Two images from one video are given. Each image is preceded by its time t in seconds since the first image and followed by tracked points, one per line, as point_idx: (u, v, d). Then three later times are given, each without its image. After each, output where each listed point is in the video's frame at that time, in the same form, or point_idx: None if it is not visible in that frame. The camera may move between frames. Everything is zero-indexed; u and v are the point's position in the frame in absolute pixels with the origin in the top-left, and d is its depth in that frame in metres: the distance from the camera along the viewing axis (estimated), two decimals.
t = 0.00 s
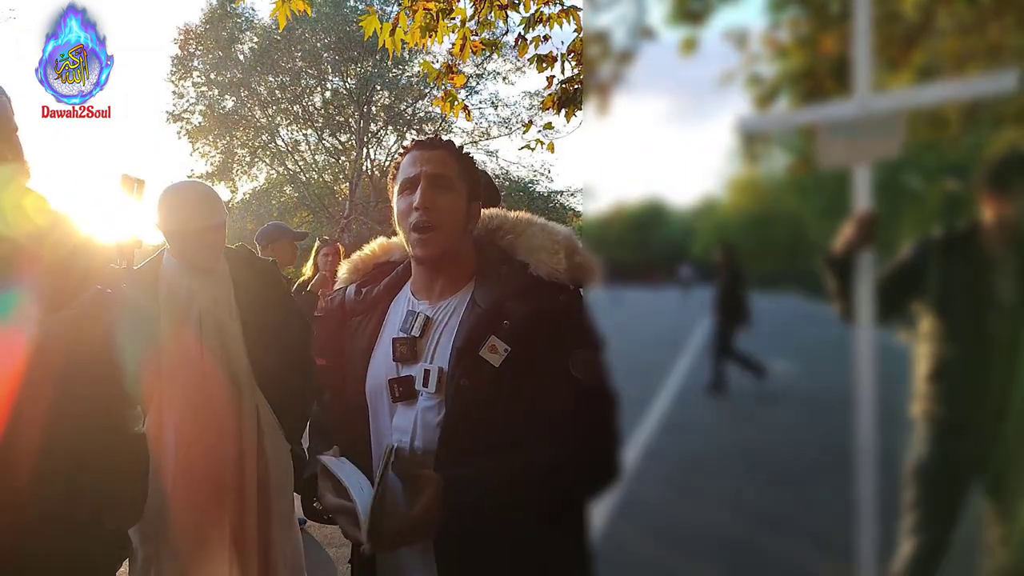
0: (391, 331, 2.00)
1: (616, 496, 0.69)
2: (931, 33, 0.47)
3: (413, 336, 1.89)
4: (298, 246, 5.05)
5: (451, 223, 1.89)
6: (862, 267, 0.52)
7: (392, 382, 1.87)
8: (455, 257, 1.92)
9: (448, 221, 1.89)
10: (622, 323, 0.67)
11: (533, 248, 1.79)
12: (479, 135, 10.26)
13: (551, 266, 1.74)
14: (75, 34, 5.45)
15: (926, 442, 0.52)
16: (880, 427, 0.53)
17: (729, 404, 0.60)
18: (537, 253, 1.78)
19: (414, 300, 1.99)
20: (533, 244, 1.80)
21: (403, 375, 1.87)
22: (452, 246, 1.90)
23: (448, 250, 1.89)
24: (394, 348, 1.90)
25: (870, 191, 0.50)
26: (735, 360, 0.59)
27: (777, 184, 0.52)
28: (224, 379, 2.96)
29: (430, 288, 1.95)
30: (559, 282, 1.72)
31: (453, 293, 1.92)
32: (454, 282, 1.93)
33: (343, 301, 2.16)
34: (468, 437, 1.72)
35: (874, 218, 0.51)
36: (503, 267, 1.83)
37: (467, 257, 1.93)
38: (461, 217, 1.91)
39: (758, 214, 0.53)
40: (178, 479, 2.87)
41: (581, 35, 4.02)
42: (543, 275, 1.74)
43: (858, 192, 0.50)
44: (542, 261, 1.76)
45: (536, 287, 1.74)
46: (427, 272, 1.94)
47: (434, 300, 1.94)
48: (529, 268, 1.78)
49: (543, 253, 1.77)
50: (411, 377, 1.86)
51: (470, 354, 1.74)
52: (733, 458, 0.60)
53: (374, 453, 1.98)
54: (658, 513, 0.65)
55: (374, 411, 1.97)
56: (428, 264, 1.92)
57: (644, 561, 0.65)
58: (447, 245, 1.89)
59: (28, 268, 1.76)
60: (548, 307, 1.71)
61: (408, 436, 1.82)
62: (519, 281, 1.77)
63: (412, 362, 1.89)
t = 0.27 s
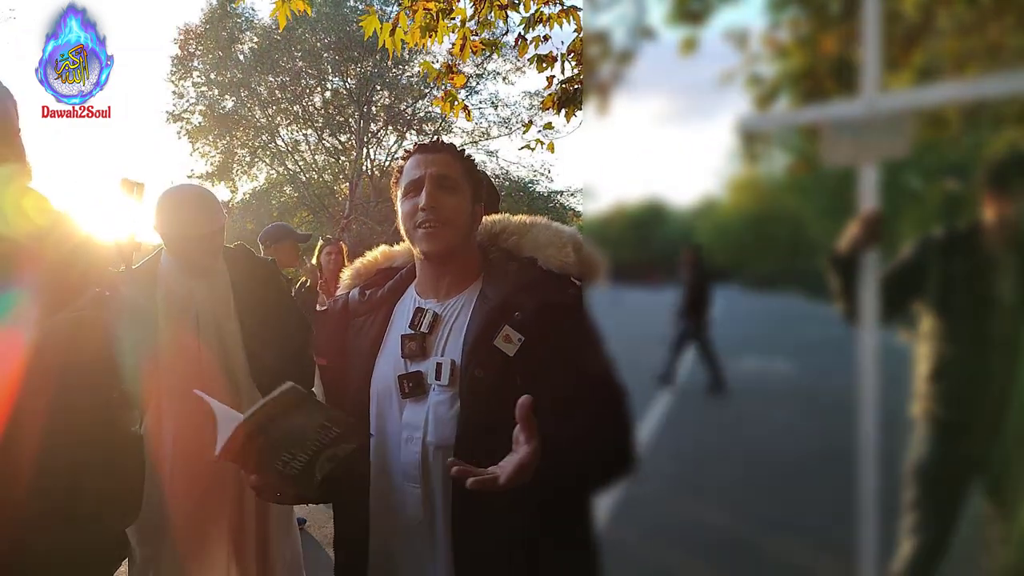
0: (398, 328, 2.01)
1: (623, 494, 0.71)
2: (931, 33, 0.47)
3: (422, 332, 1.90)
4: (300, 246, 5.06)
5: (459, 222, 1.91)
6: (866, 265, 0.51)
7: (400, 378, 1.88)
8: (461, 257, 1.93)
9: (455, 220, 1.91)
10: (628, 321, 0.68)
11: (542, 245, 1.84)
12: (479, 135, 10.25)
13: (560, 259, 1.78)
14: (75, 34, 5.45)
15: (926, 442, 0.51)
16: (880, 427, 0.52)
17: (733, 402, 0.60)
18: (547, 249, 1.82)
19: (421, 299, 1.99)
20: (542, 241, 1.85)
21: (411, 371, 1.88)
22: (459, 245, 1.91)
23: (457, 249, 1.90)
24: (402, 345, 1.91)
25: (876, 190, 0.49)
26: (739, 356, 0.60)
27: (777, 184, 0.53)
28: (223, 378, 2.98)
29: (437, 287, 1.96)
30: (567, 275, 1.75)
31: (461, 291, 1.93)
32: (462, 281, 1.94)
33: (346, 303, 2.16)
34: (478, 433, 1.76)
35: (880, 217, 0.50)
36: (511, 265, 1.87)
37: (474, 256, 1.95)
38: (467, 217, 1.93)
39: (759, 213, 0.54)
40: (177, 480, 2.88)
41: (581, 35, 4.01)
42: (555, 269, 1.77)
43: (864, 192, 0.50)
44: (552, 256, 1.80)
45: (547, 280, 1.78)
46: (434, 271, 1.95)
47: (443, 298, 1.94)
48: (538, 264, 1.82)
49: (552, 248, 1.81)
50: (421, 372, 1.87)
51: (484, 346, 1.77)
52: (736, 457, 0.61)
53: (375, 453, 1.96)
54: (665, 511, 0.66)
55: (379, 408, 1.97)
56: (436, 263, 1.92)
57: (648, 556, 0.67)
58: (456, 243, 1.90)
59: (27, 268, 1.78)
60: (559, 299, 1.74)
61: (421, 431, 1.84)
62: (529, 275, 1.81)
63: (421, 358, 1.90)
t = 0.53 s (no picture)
0: (406, 331, 2.13)
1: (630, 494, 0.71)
2: (931, 32, 0.47)
3: (430, 336, 2.03)
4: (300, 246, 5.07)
5: (461, 226, 2.05)
6: (867, 266, 0.51)
7: (410, 382, 2.00)
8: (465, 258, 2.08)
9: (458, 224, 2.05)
10: (629, 321, 0.69)
11: (547, 247, 1.97)
12: (479, 135, 10.27)
13: (568, 260, 1.92)
14: (75, 35, 5.47)
15: (927, 442, 0.50)
16: (880, 426, 0.52)
17: (732, 401, 0.61)
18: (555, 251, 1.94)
19: (427, 300, 2.13)
20: (550, 244, 1.97)
21: (421, 374, 2.01)
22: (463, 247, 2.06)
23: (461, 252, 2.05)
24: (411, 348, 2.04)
25: (876, 192, 0.49)
26: (739, 355, 0.60)
27: (777, 184, 0.53)
28: (223, 380, 2.96)
29: (443, 289, 2.10)
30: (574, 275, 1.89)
31: (465, 292, 2.07)
32: (467, 281, 2.08)
33: (349, 305, 2.26)
34: (484, 431, 1.87)
35: (881, 217, 0.50)
36: (521, 264, 1.98)
37: (477, 257, 2.10)
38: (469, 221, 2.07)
39: (760, 213, 0.54)
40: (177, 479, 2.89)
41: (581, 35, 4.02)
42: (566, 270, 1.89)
43: (865, 190, 0.49)
44: (561, 256, 1.93)
45: (551, 282, 1.90)
46: (439, 274, 2.09)
47: (448, 299, 2.09)
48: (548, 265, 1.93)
49: (559, 250, 1.95)
50: (429, 375, 2.00)
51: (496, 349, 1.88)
52: (735, 456, 0.61)
53: (383, 449, 2.10)
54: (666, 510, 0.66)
55: (388, 409, 2.08)
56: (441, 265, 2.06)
57: (650, 555, 0.67)
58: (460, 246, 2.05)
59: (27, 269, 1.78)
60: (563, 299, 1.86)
61: (431, 433, 1.98)
62: (535, 278, 1.92)
63: (429, 360, 2.03)
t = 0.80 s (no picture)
0: (410, 335, 2.12)
1: (627, 500, 0.71)
2: (931, 32, 0.46)
3: (436, 341, 2.02)
4: (301, 247, 5.07)
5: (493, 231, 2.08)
6: (872, 266, 0.51)
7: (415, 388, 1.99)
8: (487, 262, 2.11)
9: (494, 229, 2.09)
10: (627, 321, 0.69)
11: (554, 251, 1.86)
12: (479, 135, 10.26)
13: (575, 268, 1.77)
14: (75, 35, 5.47)
15: (931, 442, 0.50)
16: (882, 427, 0.52)
17: (734, 401, 0.61)
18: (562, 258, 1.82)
19: (435, 300, 2.13)
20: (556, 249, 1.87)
21: (426, 380, 1.99)
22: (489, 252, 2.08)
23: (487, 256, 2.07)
24: (416, 353, 2.02)
25: (884, 191, 0.49)
26: (739, 355, 0.60)
27: (778, 185, 0.53)
28: (223, 381, 2.97)
29: (454, 289, 2.11)
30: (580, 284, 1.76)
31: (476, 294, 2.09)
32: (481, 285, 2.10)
33: (357, 307, 2.22)
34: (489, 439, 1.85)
35: (886, 216, 0.49)
36: (525, 270, 1.92)
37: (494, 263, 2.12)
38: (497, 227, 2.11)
39: (760, 213, 0.54)
40: (176, 481, 2.89)
41: (581, 35, 4.02)
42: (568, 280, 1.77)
43: (870, 190, 0.49)
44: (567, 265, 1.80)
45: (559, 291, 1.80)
46: (455, 273, 2.09)
47: (456, 302, 2.09)
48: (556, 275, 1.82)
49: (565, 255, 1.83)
50: (434, 381, 1.98)
51: (495, 358, 1.84)
52: (735, 457, 0.61)
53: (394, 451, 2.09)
54: (666, 511, 0.66)
55: (395, 415, 2.07)
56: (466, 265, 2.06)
57: (649, 557, 0.67)
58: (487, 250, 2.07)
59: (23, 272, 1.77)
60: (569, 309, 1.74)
61: (433, 440, 1.96)
62: (543, 284, 1.83)
63: (435, 365, 2.01)
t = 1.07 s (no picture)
0: (417, 334, 2.11)
1: (632, 503, 0.71)
2: (931, 33, 0.46)
3: (444, 342, 2.01)
4: (301, 247, 5.07)
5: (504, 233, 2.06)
6: (876, 266, 0.51)
7: (423, 388, 1.97)
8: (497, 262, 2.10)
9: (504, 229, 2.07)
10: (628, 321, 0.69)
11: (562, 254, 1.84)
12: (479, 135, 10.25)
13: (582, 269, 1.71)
14: (75, 35, 5.42)
15: (930, 442, 0.50)
16: (882, 427, 0.52)
17: (734, 400, 0.61)
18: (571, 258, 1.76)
19: (443, 300, 2.13)
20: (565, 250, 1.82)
21: (433, 381, 1.98)
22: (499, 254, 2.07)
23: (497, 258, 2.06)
24: (424, 353, 2.02)
25: (887, 191, 0.49)
26: (741, 355, 0.60)
27: (777, 184, 0.53)
28: (224, 381, 2.98)
29: (462, 289, 2.10)
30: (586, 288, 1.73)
31: (484, 294, 2.08)
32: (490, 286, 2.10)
33: (362, 303, 2.22)
34: (492, 441, 1.83)
35: (889, 216, 0.49)
36: (536, 272, 1.91)
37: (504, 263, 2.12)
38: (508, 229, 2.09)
39: (760, 214, 0.54)
40: (176, 480, 2.90)
41: (581, 35, 4.02)
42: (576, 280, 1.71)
43: (873, 189, 0.49)
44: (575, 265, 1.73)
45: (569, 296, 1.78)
46: (464, 273, 2.09)
47: (464, 302, 2.09)
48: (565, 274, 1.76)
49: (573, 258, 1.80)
50: (442, 382, 1.97)
51: (505, 361, 1.82)
52: (735, 456, 0.61)
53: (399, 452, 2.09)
54: (665, 510, 0.66)
55: (399, 414, 2.06)
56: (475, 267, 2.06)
57: (647, 558, 0.67)
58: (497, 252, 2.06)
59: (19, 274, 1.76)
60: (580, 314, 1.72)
61: (439, 442, 1.95)
62: (554, 289, 1.82)
63: (442, 366, 2.01)
